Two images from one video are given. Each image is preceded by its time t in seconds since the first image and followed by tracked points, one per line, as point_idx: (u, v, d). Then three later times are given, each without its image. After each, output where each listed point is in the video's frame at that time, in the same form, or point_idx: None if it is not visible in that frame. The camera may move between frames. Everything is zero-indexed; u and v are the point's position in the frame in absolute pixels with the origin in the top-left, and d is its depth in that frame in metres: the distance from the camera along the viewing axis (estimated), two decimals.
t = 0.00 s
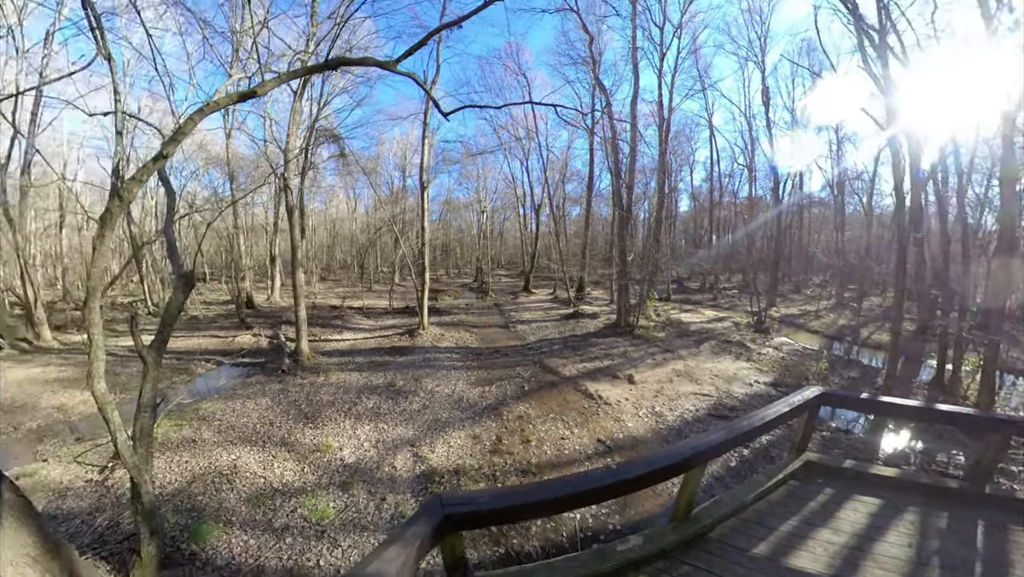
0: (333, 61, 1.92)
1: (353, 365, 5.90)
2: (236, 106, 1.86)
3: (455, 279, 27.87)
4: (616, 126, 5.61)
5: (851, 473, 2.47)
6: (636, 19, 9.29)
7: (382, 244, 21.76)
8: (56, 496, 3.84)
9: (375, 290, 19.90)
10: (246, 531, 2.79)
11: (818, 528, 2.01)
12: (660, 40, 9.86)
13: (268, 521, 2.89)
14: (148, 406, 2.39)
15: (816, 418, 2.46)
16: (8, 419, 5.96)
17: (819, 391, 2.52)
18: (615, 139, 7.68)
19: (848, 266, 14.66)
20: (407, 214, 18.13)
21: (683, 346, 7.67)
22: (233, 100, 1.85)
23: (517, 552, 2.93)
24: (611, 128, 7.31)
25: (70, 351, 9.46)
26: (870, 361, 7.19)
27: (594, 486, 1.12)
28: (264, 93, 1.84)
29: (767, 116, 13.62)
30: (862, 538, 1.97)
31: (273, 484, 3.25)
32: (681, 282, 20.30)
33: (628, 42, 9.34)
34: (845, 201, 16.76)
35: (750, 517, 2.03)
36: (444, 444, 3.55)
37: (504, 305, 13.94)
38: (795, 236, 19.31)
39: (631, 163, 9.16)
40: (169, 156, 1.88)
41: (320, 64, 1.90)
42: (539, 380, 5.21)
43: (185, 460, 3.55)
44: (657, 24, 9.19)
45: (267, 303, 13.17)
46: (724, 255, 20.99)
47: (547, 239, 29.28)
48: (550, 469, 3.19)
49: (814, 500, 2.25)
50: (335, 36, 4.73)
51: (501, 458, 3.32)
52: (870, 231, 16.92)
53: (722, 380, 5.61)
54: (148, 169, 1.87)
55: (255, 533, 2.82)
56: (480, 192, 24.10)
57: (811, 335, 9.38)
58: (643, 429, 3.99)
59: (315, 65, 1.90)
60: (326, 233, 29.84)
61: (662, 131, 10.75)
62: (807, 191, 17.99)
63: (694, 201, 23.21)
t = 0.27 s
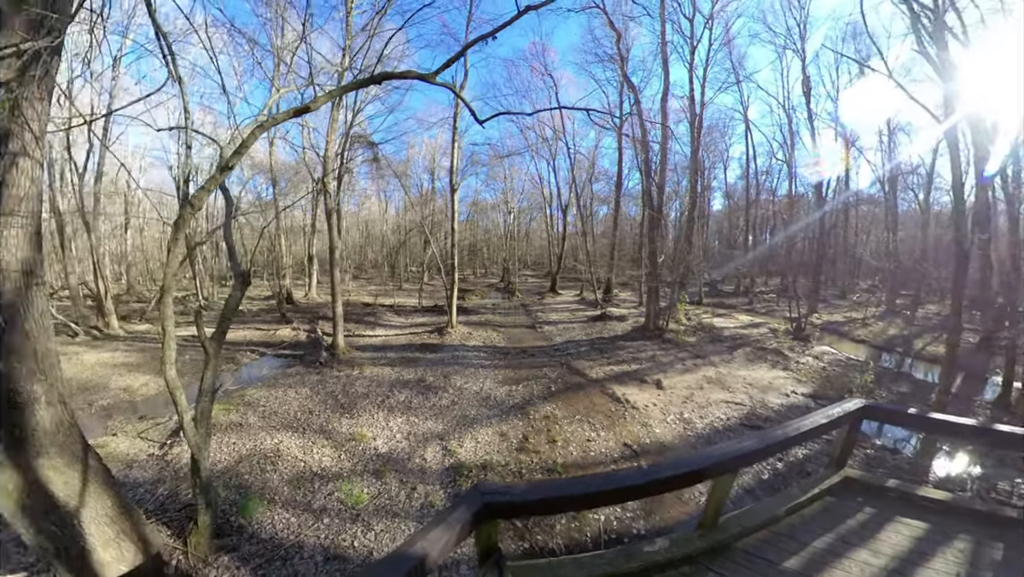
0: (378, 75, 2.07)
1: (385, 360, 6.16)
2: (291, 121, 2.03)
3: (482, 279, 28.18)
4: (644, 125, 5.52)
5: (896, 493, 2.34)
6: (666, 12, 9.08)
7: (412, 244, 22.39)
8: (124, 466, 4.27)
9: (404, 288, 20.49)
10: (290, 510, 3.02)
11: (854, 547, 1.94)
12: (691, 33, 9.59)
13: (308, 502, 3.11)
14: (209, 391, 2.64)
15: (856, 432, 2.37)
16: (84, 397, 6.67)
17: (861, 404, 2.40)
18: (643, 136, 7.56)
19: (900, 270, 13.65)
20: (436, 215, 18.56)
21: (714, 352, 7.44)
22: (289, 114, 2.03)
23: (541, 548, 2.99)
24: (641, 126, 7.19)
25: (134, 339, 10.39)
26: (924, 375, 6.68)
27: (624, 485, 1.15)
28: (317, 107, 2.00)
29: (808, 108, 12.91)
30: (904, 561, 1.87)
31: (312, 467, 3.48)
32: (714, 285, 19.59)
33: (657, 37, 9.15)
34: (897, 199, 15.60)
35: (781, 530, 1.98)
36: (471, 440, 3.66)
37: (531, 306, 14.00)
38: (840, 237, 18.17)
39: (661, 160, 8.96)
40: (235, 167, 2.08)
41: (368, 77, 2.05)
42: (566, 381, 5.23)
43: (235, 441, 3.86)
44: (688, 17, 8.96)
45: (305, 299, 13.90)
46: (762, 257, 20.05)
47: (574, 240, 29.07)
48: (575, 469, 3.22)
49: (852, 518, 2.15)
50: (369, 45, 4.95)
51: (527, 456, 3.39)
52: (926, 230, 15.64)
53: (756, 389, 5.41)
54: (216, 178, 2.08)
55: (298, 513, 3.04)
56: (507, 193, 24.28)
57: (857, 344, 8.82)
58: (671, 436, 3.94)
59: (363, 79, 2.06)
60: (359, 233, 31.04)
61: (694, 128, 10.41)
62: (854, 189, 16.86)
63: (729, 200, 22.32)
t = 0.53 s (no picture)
0: (423, 88, 2.21)
1: (418, 356, 6.41)
2: (345, 132, 2.21)
3: (509, 279, 28.36)
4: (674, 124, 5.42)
5: (944, 514, 2.21)
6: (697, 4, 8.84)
7: (441, 244, 22.91)
8: (185, 442, 4.71)
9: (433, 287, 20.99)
10: (332, 491, 3.27)
11: (892, 563, 1.88)
12: (724, 24, 9.28)
13: (347, 484, 3.36)
14: (264, 376, 2.89)
15: (900, 444, 2.27)
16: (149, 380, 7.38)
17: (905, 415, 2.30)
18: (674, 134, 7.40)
19: (961, 273, 12.57)
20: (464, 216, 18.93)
21: (749, 358, 7.20)
22: (344, 127, 2.21)
23: (566, 542, 3.08)
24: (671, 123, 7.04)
25: (189, 329, 11.31)
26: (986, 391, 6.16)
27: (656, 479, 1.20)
28: (369, 120, 2.17)
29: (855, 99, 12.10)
30: None
31: (351, 452, 3.72)
32: (750, 288, 18.80)
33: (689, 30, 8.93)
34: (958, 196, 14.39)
35: (812, 539, 1.96)
36: (500, 436, 3.79)
37: (557, 306, 14.02)
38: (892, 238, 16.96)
39: (694, 158, 8.73)
40: (295, 176, 2.30)
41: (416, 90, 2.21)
42: (593, 382, 5.27)
43: (282, 426, 4.17)
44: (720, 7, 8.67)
45: (341, 296, 14.59)
46: (803, 259, 19.02)
47: (602, 240, 28.70)
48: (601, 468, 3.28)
49: (891, 534, 2.08)
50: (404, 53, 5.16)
51: (554, 453, 3.47)
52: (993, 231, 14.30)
53: (793, 399, 5.20)
54: (279, 185, 2.30)
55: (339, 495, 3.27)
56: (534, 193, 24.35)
57: (909, 355, 8.23)
58: (699, 441, 3.89)
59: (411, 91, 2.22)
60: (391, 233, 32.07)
61: (729, 125, 10.04)
62: (908, 185, 15.66)
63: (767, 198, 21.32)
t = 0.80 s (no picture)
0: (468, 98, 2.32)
1: (447, 352, 6.62)
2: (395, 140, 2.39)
3: (536, 280, 28.44)
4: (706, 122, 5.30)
5: (998, 534, 2.09)
6: None
7: (469, 244, 23.35)
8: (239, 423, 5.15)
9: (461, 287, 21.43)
10: (371, 476, 3.51)
11: None
12: (760, 14, 8.96)
13: (384, 470, 3.60)
14: (314, 365, 3.13)
15: (948, 458, 2.17)
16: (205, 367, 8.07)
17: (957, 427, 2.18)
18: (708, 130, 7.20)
19: None
20: (492, 216, 19.19)
21: (786, 365, 6.93)
22: (394, 136, 2.39)
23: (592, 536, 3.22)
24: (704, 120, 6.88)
25: (238, 322, 12.19)
26: None
27: (689, 472, 1.23)
28: (417, 129, 2.33)
29: (909, 84, 11.22)
30: None
31: (388, 441, 3.96)
32: (789, 293, 17.92)
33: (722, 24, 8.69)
34: None
35: (848, 549, 1.92)
36: (529, 432, 3.92)
37: (585, 308, 13.98)
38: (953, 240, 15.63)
39: (728, 155, 8.46)
40: (350, 182, 2.50)
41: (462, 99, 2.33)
42: (621, 384, 5.29)
43: (326, 412, 4.48)
44: None
45: (374, 294, 15.20)
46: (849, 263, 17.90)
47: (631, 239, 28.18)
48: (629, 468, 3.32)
49: (935, 551, 2.00)
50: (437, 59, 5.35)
51: (583, 451, 3.55)
52: None
53: (834, 410, 4.98)
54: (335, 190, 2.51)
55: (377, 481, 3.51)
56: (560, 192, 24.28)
57: (970, 369, 7.61)
58: (731, 447, 3.83)
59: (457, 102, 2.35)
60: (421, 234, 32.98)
61: (767, 120, 9.62)
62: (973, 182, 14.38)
63: (810, 198, 20.20)
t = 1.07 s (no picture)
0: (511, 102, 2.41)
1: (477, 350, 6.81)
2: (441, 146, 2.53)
3: (563, 280, 28.36)
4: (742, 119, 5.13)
5: None
6: None
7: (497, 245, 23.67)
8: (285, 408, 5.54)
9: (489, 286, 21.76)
10: (407, 463, 3.76)
11: None
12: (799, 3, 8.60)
13: (419, 458, 3.85)
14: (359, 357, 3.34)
15: (1010, 476, 2.04)
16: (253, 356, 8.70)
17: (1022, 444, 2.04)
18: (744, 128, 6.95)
19: None
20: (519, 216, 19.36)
21: (828, 374, 6.62)
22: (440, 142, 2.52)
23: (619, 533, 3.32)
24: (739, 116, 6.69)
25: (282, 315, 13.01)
26: None
27: (728, 470, 1.26)
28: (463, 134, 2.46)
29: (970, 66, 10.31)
30: None
31: (422, 432, 4.22)
32: (833, 297, 16.93)
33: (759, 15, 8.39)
34: None
35: (892, 563, 1.86)
36: (559, 430, 4.05)
37: (613, 309, 13.87)
38: None
39: (766, 152, 8.13)
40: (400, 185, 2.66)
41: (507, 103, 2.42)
42: (651, 387, 5.30)
43: (366, 402, 4.76)
44: None
45: (405, 292, 15.73)
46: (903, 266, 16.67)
47: (662, 239, 27.50)
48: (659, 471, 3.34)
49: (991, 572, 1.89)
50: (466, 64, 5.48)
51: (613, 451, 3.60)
52: None
53: (881, 423, 4.73)
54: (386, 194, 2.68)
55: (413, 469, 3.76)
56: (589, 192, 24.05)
57: None
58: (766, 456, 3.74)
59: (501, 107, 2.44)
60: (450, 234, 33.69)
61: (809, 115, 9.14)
62: None
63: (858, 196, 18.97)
